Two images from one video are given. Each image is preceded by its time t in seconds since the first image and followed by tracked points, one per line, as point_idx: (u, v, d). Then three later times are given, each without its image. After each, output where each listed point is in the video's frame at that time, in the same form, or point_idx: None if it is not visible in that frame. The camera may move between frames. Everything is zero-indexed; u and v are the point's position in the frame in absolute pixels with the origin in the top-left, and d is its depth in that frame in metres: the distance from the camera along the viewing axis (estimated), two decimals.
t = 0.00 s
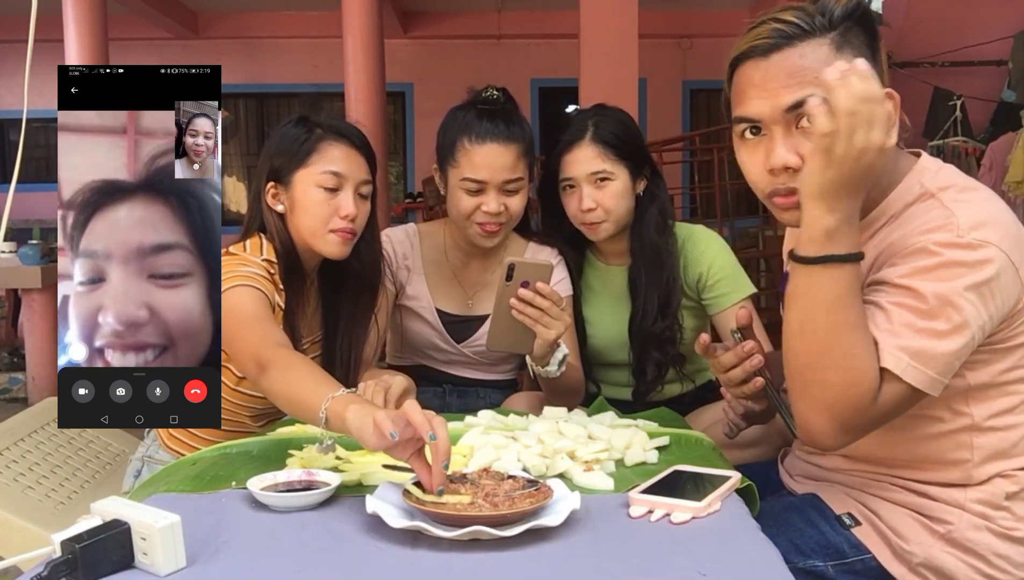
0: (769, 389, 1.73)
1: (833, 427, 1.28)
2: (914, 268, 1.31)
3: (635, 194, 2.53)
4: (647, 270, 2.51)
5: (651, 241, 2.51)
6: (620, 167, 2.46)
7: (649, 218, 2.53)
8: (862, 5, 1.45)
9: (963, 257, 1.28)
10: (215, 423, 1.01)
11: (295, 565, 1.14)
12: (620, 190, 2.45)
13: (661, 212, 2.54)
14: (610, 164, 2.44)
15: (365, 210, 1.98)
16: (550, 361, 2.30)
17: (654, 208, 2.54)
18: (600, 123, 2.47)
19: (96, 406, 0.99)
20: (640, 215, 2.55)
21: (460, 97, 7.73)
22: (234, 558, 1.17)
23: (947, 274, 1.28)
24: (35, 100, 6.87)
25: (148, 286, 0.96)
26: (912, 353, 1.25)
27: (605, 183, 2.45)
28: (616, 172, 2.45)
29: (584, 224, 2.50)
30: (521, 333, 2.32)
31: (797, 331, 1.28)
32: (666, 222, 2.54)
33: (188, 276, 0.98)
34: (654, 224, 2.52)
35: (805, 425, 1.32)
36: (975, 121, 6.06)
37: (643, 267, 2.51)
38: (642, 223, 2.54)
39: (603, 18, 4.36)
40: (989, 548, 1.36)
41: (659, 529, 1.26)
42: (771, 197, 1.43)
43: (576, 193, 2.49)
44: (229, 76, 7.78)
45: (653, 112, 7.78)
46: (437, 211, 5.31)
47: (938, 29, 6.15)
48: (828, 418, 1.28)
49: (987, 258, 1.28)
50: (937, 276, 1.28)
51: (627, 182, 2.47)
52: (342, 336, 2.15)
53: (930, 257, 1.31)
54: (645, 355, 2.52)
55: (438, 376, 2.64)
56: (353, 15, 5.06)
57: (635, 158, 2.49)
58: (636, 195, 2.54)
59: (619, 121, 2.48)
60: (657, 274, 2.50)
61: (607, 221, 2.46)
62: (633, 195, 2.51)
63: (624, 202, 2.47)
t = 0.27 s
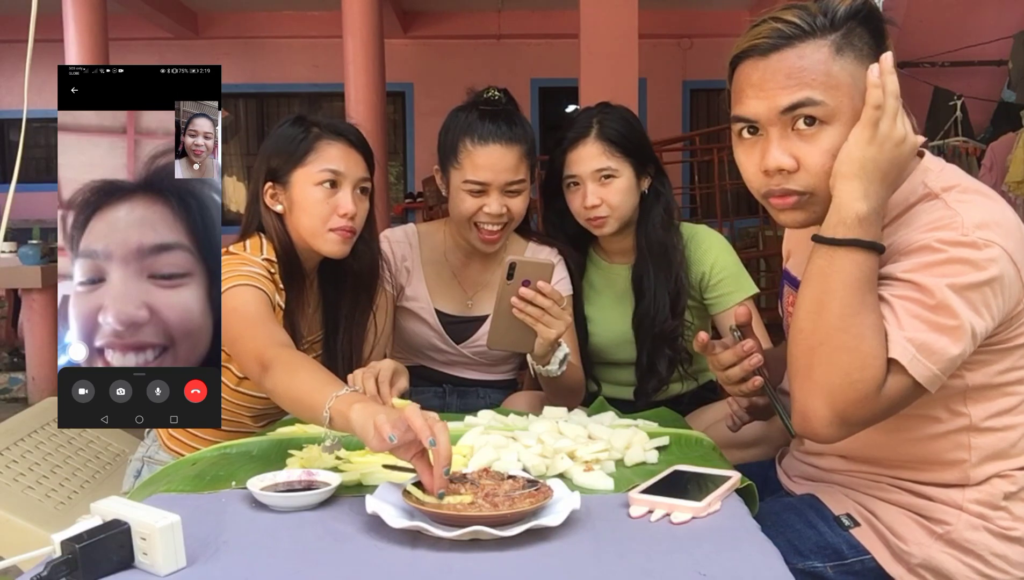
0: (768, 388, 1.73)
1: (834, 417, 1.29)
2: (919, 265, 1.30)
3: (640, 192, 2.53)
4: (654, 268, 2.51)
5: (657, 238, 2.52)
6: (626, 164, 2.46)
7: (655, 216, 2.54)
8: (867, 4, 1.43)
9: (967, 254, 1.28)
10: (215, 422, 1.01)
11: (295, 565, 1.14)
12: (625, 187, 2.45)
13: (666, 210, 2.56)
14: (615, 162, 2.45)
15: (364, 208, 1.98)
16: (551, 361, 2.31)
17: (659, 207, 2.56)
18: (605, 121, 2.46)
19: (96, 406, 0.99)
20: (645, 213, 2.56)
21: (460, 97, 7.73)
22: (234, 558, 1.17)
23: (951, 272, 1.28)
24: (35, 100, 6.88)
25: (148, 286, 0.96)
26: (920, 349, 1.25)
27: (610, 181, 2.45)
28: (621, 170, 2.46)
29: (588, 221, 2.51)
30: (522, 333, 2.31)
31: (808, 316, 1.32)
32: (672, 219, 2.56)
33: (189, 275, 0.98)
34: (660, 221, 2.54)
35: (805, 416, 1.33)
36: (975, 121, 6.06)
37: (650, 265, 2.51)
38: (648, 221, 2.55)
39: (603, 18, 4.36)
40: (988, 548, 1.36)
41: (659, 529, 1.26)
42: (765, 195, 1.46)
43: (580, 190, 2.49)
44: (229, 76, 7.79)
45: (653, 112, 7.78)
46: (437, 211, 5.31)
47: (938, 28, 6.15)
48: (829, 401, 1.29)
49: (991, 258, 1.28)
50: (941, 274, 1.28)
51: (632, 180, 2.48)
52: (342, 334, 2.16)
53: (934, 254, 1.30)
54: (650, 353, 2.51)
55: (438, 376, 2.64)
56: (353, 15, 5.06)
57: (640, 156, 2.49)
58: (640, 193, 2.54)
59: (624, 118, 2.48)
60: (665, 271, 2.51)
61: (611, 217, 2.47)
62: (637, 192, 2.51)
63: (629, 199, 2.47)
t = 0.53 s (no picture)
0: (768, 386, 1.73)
1: (835, 417, 1.29)
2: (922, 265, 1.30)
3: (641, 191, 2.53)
4: (654, 269, 2.51)
5: (657, 237, 2.52)
6: (627, 164, 2.46)
7: (656, 216, 2.54)
8: None
9: (971, 254, 1.27)
10: (215, 423, 1.01)
11: (295, 565, 1.14)
12: (626, 186, 2.45)
13: (667, 210, 2.56)
14: (616, 161, 2.45)
15: (362, 208, 1.98)
16: (550, 361, 2.30)
17: (660, 206, 2.55)
18: (606, 120, 2.47)
19: (96, 406, 0.99)
20: (646, 213, 2.56)
21: (460, 97, 7.73)
22: (234, 558, 1.17)
23: (953, 273, 1.27)
24: (35, 100, 6.87)
25: (148, 286, 0.96)
26: (921, 349, 1.25)
27: (611, 180, 2.45)
28: (623, 169, 2.46)
29: (590, 221, 2.50)
30: (521, 334, 2.33)
31: (804, 316, 1.32)
32: (673, 218, 2.56)
33: (189, 276, 0.98)
34: (661, 220, 2.54)
35: (807, 415, 1.33)
36: (975, 120, 6.06)
37: (651, 265, 2.52)
38: (649, 221, 2.55)
39: (603, 18, 4.36)
40: (988, 549, 1.36)
41: (659, 529, 1.26)
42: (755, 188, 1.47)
43: (582, 190, 2.49)
44: (229, 75, 7.78)
45: (653, 112, 7.78)
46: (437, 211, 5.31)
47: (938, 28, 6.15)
48: (829, 401, 1.29)
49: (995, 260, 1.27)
50: (944, 275, 1.28)
51: (633, 179, 2.47)
52: (343, 334, 2.16)
53: (937, 255, 1.30)
54: (650, 353, 2.51)
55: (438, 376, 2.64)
56: (353, 15, 5.06)
57: (642, 155, 2.49)
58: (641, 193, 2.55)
59: (625, 118, 2.49)
60: (665, 270, 2.51)
61: (613, 216, 2.47)
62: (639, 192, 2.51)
63: (631, 199, 2.47)
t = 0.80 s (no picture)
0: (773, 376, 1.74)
1: (800, 344, 1.28)
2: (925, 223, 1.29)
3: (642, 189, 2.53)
4: (654, 269, 2.51)
5: (657, 236, 2.53)
6: (627, 164, 2.46)
7: (656, 215, 2.54)
8: None
9: (972, 217, 1.27)
10: (215, 423, 1.01)
11: (295, 565, 1.14)
12: (627, 186, 2.45)
13: (667, 210, 2.56)
14: (617, 161, 2.45)
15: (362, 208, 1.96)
16: (546, 362, 2.31)
17: (660, 205, 2.56)
18: (607, 120, 2.47)
19: (96, 406, 0.99)
20: (646, 213, 2.56)
21: (460, 97, 7.73)
22: (234, 558, 1.17)
23: (952, 235, 1.26)
24: (35, 100, 6.88)
25: (149, 286, 0.96)
26: (899, 296, 1.24)
27: (612, 179, 2.45)
28: (624, 168, 2.46)
29: (591, 221, 2.50)
30: (518, 334, 2.32)
31: (787, 244, 1.32)
32: (673, 218, 2.56)
33: (188, 275, 0.98)
34: (661, 220, 2.54)
35: (777, 344, 1.32)
36: (975, 121, 6.06)
37: (651, 265, 2.52)
38: (649, 221, 2.55)
39: (603, 18, 4.36)
40: (986, 549, 1.35)
41: (660, 530, 1.26)
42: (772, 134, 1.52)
43: (582, 189, 2.49)
44: (229, 76, 7.79)
45: (654, 112, 7.78)
46: (438, 211, 5.31)
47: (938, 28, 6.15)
48: (797, 325, 1.28)
49: (997, 232, 1.26)
50: (943, 236, 1.27)
51: (633, 179, 2.47)
52: (342, 334, 2.15)
53: (939, 215, 1.29)
54: (650, 353, 2.51)
55: (438, 376, 2.64)
56: (353, 15, 5.06)
57: (643, 154, 2.50)
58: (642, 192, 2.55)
59: (625, 117, 2.49)
60: (665, 269, 2.51)
61: (614, 216, 2.47)
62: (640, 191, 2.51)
63: (631, 199, 2.47)
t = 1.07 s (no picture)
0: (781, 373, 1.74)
1: (828, 324, 1.30)
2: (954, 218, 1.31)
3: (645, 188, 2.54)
4: (654, 267, 2.51)
5: (656, 235, 2.52)
6: (634, 160, 2.46)
7: (657, 214, 2.54)
8: None
9: (1003, 216, 1.28)
10: (215, 422, 1.01)
11: (295, 565, 1.14)
12: (633, 183, 2.45)
13: (667, 209, 2.57)
14: (625, 157, 2.44)
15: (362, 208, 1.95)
16: (546, 359, 2.32)
17: (660, 204, 2.56)
18: (610, 117, 2.47)
19: (96, 406, 0.99)
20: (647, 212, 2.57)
21: (460, 97, 7.73)
22: (234, 558, 1.17)
23: (981, 231, 1.28)
24: (36, 100, 6.88)
25: (149, 285, 0.96)
26: (929, 284, 1.26)
27: (619, 176, 2.44)
28: (630, 165, 2.46)
29: (598, 218, 2.48)
30: (519, 332, 2.31)
31: (833, 224, 1.34)
32: (673, 217, 2.57)
33: (188, 275, 0.98)
34: (661, 219, 2.54)
35: (804, 319, 1.34)
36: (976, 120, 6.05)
37: (649, 263, 2.52)
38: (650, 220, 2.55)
39: (603, 18, 4.36)
40: (992, 547, 1.35)
41: (659, 530, 1.26)
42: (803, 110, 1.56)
43: (590, 187, 2.47)
44: (229, 76, 7.79)
45: (654, 112, 7.78)
46: (438, 211, 5.32)
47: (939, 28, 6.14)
48: (827, 304, 1.30)
49: None
50: (972, 230, 1.28)
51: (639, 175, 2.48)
52: (344, 334, 2.15)
53: (968, 211, 1.30)
54: (650, 351, 2.52)
55: (438, 376, 2.64)
56: (353, 15, 5.07)
57: (644, 153, 2.50)
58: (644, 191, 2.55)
59: (626, 116, 2.50)
60: (664, 267, 2.51)
61: (623, 212, 2.46)
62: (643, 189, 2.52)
63: (640, 194, 2.47)
